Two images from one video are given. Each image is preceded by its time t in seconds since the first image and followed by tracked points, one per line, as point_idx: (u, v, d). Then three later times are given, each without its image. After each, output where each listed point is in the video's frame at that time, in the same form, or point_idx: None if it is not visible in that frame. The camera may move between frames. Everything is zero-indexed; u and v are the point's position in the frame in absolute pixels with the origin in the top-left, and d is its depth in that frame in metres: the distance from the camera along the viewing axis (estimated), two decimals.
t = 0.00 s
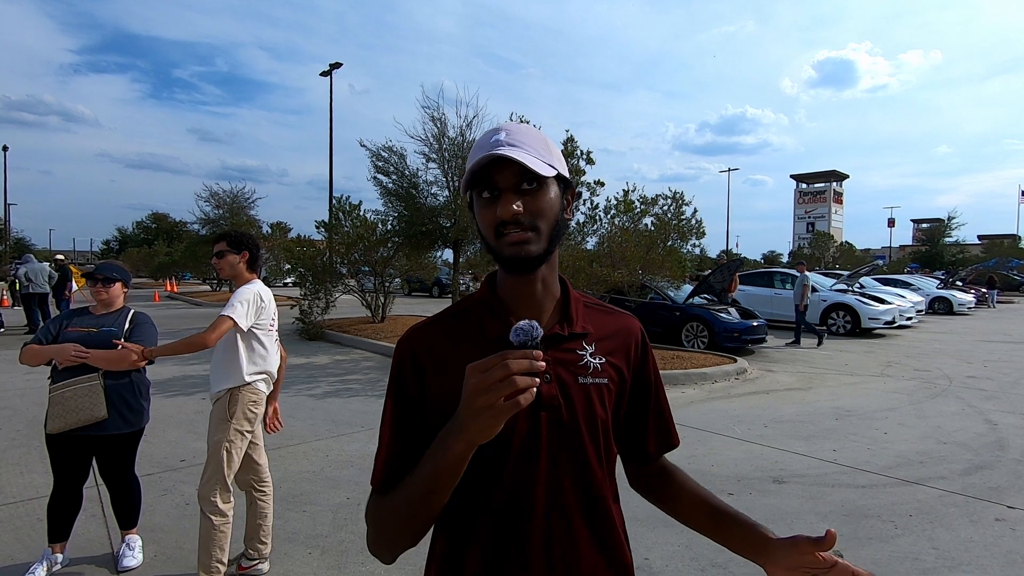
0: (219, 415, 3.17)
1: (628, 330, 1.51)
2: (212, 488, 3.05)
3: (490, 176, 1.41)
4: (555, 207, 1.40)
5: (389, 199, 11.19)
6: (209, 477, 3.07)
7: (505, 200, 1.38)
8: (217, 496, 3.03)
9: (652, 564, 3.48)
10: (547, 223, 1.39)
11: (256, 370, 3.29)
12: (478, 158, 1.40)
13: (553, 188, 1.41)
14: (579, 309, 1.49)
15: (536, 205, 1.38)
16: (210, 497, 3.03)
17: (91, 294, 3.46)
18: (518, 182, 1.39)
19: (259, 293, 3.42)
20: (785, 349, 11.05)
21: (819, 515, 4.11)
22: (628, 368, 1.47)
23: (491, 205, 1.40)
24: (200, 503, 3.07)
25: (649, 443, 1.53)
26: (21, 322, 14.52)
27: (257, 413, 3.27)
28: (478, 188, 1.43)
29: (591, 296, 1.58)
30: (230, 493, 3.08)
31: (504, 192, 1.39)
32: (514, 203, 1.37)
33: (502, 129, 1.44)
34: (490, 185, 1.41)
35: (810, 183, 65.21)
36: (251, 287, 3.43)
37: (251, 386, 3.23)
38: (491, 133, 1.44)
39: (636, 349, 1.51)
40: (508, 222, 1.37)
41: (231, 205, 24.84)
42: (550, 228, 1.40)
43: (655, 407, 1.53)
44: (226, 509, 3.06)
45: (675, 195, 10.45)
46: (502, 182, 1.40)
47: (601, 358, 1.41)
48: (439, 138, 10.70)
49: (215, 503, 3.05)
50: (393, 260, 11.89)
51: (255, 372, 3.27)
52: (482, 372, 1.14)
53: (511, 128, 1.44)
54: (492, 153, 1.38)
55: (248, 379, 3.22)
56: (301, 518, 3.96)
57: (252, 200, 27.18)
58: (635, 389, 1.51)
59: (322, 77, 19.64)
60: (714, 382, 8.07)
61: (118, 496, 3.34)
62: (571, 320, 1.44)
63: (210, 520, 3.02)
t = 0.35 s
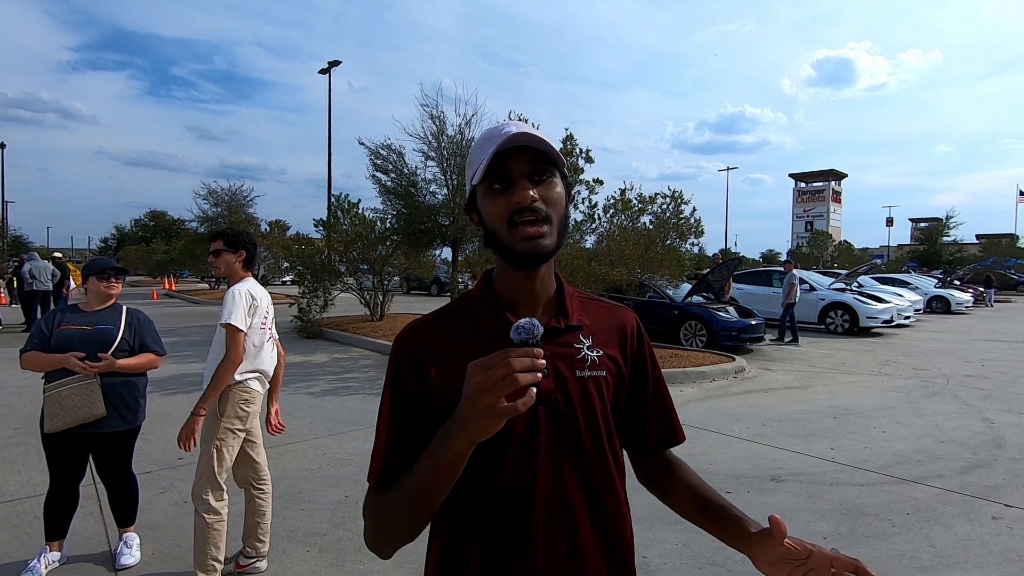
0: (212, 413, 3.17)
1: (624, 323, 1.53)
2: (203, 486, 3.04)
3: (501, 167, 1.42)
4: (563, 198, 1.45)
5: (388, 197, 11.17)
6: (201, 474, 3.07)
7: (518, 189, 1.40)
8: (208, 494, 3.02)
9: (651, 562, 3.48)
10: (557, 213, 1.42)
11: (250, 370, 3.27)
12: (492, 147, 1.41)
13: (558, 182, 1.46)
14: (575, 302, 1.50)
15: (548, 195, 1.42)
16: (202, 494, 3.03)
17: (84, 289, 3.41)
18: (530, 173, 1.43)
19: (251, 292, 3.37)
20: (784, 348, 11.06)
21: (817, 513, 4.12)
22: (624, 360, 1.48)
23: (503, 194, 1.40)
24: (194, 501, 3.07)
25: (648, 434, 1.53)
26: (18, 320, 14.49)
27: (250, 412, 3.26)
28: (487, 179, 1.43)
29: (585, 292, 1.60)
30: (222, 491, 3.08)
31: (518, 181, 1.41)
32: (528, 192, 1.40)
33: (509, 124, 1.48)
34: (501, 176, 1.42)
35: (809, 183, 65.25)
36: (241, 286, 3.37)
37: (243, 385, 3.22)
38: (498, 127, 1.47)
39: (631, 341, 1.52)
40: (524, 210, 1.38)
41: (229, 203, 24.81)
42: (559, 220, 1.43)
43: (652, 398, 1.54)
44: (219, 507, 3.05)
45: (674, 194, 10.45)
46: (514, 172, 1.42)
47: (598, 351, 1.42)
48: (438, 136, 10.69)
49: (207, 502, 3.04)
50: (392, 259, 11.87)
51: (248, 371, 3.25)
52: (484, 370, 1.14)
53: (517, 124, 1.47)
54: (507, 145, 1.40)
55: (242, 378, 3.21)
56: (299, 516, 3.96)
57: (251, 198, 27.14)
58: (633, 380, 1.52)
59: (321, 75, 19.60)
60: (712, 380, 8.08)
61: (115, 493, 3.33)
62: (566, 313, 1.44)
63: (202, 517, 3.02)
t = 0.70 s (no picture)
0: (212, 411, 3.17)
1: (606, 321, 1.53)
2: (200, 486, 3.04)
3: (515, 166, 1.42)
4: (562, 216, 1.47)
5: (386, 196, 11.16)
6: (198, 474, 3.06)
7: (525, 194, 1.41)
8: (206, 493, 3.02)
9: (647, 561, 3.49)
10: (555, 229, 1.44)
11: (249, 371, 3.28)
12: (512, 145, 1.42)
13: (562, 200, 1.48)
14: (559, 303, 1.51)
15: (550, 210, 1.43)
16: (200, 493, 3.03)
17: (76, 288, 3.39)
18: (541, 182, 1.44)
19: (251, 292, 3.37)
20: (780, 347, 11.07)
21: (813, 512, 4.13)
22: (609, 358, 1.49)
23: (509, 194, 1.40)
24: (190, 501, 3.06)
25: (632, 428, 1.55)
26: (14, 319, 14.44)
27: (248, 412, 3.27)
28: (497, 174, 1.42)
29: (568, 291, 1.61)
30: (220, 489, 3.08)
31: (527, 187, 1.41)
32: (534, 201, 1.41)
33: (531, 130, 1.48)
34: (512, 175, 1.42)
35: (806, 182, 65.37)
36: (241, 286, 3.35)
37: (243, 385, 3.23)
38: (520, 128, 1.48)
39: (616, 339, 1.53)
40: (525, 216, 1.39)
41: (226, 202, 24.77)
42: (554, 235, 1.45)
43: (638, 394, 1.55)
44: (216, 507, 3.05)
45: (672, 193, 10.45)
46: (525, 176, 1.42)
47: (584, 351, 1.43)
48: (435, 135, 10.67)
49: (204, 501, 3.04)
50: (389, 257, 11.86)
51: (247, 371, 3.26)
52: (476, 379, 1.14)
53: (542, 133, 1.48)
54: (527, 148, 1.40)
55: (240, 377, 3.22)
56: (295, 515, 3.97)
57: (248, 197, 27.07)
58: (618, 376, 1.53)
59: (319, 73, 19.56)
60: (710, 380, 8.09)
61: (110, 492, 3.33)
62: (554, 315, 1.45)
63: (200, 516, 3.01)
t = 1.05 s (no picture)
0: (210, 411, 3.17)
1: (598, 320, 1.54)
2: (196, 485, 3.04)
3: (489, 173, 1.43)
4: (543, 217, 1.45)
5: (384, 196, 11.16)
6: (194, 473, 3.06)
7: (499, 201, 1.41)
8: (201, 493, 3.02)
9: (644, 561, 3.50)
10: (534, 231, 1.43)
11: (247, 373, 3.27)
12: (484, 152, 1.42)
13: (543, 200, 1.45)
14: (551, 303, 1.52)
15: (526, 212, 1.42)
16: (196, 493, 3.02)
17: (75, 289, 3.39)
18: (516, 186, 1.42)
19: (249, 293, 3.37)
20: (777, 347, 11.09)
21: (809, 512, 4.14)
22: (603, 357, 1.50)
23: (484, 201, 1.41)
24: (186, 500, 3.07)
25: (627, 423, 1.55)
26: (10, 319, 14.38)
27: (246, 412, 3.27)
28: (474, 181, 1.44)
29: (561, 291, 1.61)
30: (216, 490, 3.07)
31: (501, 193, 1.41)
32: (507, 206, 1.40)
33: (509, 131, 1.46)
34: (487, 181, 1.42)
35: (803, 183, 65.48)
36: (239, 288, 3.36)
37: (241, 386, 3.23)
38: (498, 130, 1.46)
39: (608, 336, 1.54)
40: (498, 222, 1.39)
41: (223, 201, 24.73)
42: (534, 237, 1.44)
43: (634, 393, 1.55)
44: (211, 507, 3.05)
45: (669, 193, 10.47)
46: (498, 182, 1.42)
47: (576, 349, 1.43)
48: (433, 134, 10.67)
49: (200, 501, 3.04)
50: (387, 257, 11.85)
51: (245, 372, 3.26)
52: (461, 375, 1.14)
53: (518, 132, 1.45)
54: (496, 154, 1.40)
55: (239, 379, 3.21)
56: (292, 515, 3.97)
57: (246, 196, 27.02)
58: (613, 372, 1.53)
59: (316, 73, 19.53)
60: (707, 380, 8.10)
61: (107, 492, 3.33)
62: (546, 313, 1.46)
63: (195, 516, 3.01)
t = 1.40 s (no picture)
0: (201, 413, 3.19)
1: (595, 319, 1.54)
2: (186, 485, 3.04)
3: (488, 177, 1.43)
4: (542, 219, 1.46)
5: (382, 196, 11.14)
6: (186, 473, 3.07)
7: (499, 203, 1.41)
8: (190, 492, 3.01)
9: (641, 561, 3.50)
10: (533, 232, 1.44)
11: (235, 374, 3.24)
12: (485, 154, 1.42)
13: (542, 203, 1.47)
14: (547, 304, 1.51)
15: (526, 214, 1.42)
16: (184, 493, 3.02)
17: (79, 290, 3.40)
18: (516, 189, 1.43)
19: (240, 295, 3.35)
20: (775, 347, 11.10)
21: (807, 512, 4.15)
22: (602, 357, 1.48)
23: (484, 203, 1.42)
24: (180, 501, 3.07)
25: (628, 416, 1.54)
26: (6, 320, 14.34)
27: (240, 413, 3.25)
28: (473, 184, 1.44)
29: (558, 291, 1.60)
30: (205, 490, 3.06)
31: (501, 195, 1.42)
32: (508, 209, 1.41)
33: (509, 133, 1.47)
34: (487, 184, 1.43)
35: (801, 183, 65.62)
36: (231, 290, 3.35)
37: (231, 387, 3.22)
38: (497, 133, 1.46)
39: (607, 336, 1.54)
40: (499, 225, 1.39)
41: (221, 202, 24.68)
42: (534, 238, 1.45)
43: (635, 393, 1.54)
44: (203, 507, 3.03)
45: (667, 193, 10.47)
46: (499, 184, 1.43)
47: (571, 349, 1.43)
48: (431, 135, 10.67)
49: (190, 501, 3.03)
50: (385, 258, 11.84)
51: (236, 374, 3.24)
52: (445, 376, 1.14)
53: (516, 135, 1.46)
54: (494, 157, 1.40)
55: (228, 381, 3.21)
56: (291, 516, 3.96)
57: (243, 197, 26.95)
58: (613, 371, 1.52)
59: (315, 72, 19.50)
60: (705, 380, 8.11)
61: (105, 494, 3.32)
62: (542, 314, 1.46)
63: (185, 516, 3.00)
